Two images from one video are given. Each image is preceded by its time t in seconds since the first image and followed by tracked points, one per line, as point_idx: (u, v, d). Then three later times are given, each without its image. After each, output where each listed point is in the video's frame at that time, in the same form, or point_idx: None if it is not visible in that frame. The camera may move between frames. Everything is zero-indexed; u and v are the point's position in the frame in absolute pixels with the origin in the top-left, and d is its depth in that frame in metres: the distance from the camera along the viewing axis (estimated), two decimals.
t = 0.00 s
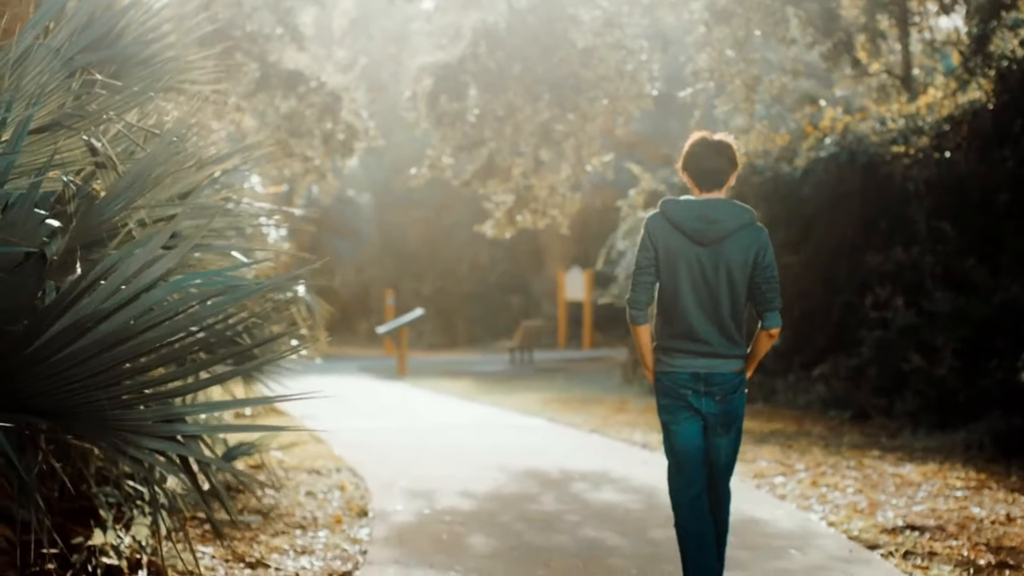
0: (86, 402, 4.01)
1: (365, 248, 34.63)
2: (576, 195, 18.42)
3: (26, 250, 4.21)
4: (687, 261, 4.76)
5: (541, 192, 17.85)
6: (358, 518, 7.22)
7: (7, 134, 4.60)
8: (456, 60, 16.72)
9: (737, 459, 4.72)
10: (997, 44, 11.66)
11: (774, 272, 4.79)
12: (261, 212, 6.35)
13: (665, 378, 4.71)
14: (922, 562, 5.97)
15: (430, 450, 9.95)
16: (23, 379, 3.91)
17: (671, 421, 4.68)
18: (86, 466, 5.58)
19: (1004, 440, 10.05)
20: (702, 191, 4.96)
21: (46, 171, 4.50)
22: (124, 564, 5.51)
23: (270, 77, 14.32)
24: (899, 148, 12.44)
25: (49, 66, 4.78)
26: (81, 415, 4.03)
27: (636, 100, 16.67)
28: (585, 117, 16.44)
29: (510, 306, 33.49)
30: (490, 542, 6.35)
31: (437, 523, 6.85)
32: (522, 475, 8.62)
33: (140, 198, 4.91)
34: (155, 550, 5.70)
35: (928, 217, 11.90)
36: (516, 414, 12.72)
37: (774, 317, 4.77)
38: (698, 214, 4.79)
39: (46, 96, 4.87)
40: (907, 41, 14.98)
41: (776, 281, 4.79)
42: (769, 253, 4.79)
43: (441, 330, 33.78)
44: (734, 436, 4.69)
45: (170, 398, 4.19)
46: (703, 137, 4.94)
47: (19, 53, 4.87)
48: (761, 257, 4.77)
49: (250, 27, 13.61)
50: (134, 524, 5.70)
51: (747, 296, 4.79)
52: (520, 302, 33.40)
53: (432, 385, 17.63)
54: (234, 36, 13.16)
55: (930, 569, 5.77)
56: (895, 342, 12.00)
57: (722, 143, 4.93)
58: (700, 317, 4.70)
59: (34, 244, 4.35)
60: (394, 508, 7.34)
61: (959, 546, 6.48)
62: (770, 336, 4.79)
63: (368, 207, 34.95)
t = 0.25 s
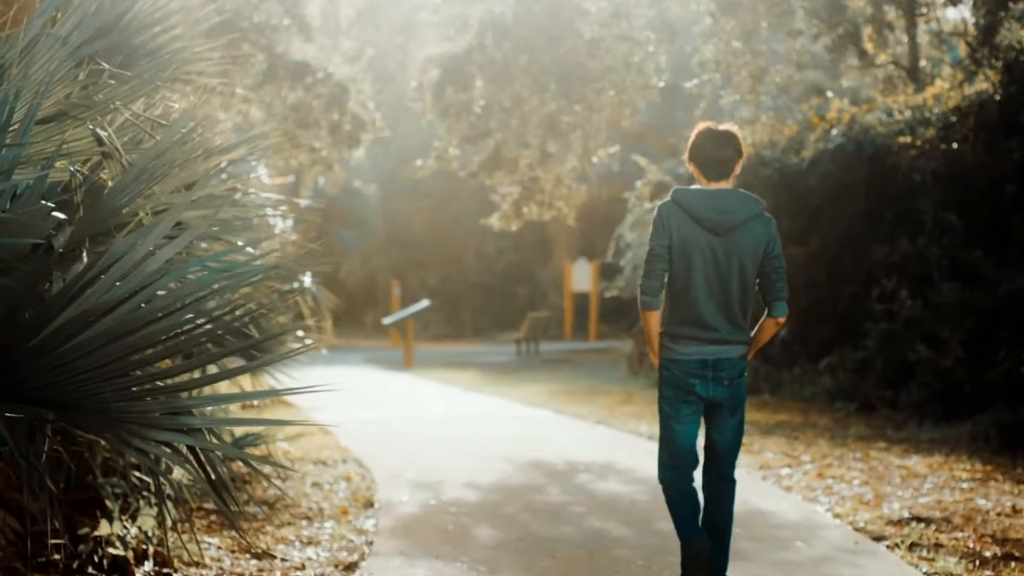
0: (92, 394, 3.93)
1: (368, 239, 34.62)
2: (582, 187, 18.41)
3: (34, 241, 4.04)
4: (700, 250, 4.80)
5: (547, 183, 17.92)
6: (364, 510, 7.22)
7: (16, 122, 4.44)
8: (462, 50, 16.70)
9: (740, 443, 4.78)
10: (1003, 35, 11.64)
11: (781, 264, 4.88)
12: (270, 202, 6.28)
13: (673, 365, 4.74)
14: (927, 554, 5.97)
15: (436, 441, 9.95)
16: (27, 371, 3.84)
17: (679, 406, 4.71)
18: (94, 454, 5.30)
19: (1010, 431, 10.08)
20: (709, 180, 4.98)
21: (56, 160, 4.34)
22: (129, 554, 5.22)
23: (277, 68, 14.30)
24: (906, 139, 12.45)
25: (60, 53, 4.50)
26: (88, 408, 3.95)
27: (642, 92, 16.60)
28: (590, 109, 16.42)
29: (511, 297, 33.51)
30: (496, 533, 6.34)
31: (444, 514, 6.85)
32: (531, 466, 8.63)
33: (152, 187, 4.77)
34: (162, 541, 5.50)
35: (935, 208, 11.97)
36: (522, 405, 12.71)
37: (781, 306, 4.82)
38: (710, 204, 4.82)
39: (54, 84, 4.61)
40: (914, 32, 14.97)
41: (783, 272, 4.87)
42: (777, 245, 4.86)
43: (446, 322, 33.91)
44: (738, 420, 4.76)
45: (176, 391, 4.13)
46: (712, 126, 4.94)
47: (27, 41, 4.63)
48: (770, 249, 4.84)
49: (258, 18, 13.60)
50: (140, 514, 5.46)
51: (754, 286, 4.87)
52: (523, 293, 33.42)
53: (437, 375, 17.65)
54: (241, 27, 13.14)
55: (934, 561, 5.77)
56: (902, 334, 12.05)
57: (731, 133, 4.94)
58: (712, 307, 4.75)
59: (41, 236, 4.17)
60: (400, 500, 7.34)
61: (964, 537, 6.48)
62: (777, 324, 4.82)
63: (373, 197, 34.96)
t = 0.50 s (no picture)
0: (91, 397, 3.94)
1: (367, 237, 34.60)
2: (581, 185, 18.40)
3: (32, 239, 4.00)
4: (701, 240, 4.79)
5: (547, 183, 17.85)
6: (364, 508, 7.22)
7: (14, 122, 4.43)
8: (463, 49, 16.68)
9: (739, 430, 4.77)
10: (1004, 33, 11.54)
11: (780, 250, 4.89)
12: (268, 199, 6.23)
13: (673, 352, 4.75)
14: (926, 552, 5.97)
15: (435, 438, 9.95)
16: (25, 372, 3.85)
17: (677, 394, 4.73)
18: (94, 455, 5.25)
19: (1009, 430, 10.09)
20: (704, 170, 4.97)
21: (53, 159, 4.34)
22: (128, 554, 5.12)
23: (277, 67, 14.29)
24: (906, 138, 12.46)
25: (58, 50, 4.50)
26: (87, 409, 3.97)
27: (641, 91, 16.70)
28: (591, 108, 16.39)
29: (511, 296, 33.51)
30: (496, 532, 6.35)
31: (443, 513, 6.85)
32: (530, 464, 8.64)
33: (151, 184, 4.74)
34: (161, 539, 5.50)
35: (934, 207, 12.11)
36: (521, 403, 12.70)
37: (782, 292, 4.85)
38: (709, 194, 4.82)
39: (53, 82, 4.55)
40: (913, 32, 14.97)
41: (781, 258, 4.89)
42: (774, 231, 4.88)
43: (446, 320, 33.94)
44: (737, 407, 4.75)
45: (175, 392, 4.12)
46: (703, 117, 4.94)
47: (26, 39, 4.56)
48: (768, 236, 4.86)
49: (259, 16, 13.57)
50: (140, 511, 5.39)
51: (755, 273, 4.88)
52: (523, 291, 33.43)
53: (437, 374, 17.63)
54: (241, 26, 13.12)
55: (933, 559, 5.77)
56: (901, 331, 12.07)
57: (724, 123, 4.94)
58: (714, 295, 4.75)
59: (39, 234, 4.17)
60: (400, 498, 7.35)
61: (964, 536, 6.48)
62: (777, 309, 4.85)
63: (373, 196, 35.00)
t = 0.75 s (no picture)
0: (88, 403, 3.94)
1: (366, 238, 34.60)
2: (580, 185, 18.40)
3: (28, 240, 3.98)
4: (696, 238, 4.85)
5: (546, 183, 17.87)
6: (362, 509, 7.23)
7: (10, 122, 4.43)
8: (461, 50, 16.60)
9: (737, 423, 4.82)
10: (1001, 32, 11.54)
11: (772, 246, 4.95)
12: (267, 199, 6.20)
13: (669, 348, 4.82)
14: (925, 551, 5.98)
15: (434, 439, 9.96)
16: (22, 377, 3.86)
17: (672, 389, 4.80)
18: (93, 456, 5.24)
19: (1007, 429, 10.11)
20: (695, 171, 5.02)
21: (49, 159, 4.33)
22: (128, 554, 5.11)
23: (275, 68, 14.30)
24: (904, 138, 12.47)
25: (55, 51, 4.47)
26: (84, 415, 3.97)
27: (641, 91, 16.73)
28: (589, 108, 16.39)
29: (510, 296, 33.51)
30: (496, 532, 6.35)
31: (442, 513, 6.85)
32: (529, 464, 8.64)
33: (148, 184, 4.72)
34: (160, 540, 5.49)
35: (933, 207, 12.13)
36: (520, 403, 12.71)
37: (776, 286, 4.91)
38: (701, 194, 4.87)
39: (50, 84, 4.52)
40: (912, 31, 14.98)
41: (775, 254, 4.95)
42: (766, 227, 4.94)
43: (444, 320, 33.93)
44: (734, 400, 4.80)
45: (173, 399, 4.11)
46: (692, 120, 4.99)
47: (21, 41, 4.53)
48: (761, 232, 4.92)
49: (257, 17, 13.57)
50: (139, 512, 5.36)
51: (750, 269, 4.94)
52: (522, 291, 33.42)
53: (436, 374, 17.63)
54: (240, 28, 13.13)
55: (932, 558, 5.78)
56: (899, 331, 12.10)
57: (712, 124, 4.99)
58: (710, 292, 4.81)
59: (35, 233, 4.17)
60: (399, 498, 7.36)
61: (962, 535, 6.49)
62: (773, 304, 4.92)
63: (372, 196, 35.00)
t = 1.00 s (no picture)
0: (85, 403, 3.93)
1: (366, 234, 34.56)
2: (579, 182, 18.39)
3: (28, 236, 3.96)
4: (688, 246, 4.96)
5: (547, 180, 17.70)
6: (362, 505, 7.23)
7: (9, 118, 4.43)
8: (461, 47, 16.41)
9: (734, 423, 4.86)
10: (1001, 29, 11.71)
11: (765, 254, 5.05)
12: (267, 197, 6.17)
13: (665, 353, 4.91)
14: (925, 547, 5.99)
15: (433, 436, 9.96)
16: (21, 377, 3.85)
17: (671, 394, 4.89)
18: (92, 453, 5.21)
19: (1006, 424, 10.12)
20: (688, 183, 5.14)
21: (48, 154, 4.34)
22: (129, 550, 5.12)
23: (275, 65, 14.28)
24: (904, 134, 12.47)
25: (56, 46, 4.49)
26: (82, 415, 3.96)
27: (641, 88, 16.66)
28: (589, 105, 16.36)
29: (509, 292, 33.50)
30: (497, 527, 6.35)
31: (442, 509, 6.85)
32: (530, 460, 8.65)
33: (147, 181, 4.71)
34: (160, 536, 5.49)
35: (932, 202, 12.16)
36: (520, 400, 12.70)
37: (769, 293, 4.99)
38: (693, 203, 5.00)
39: (49, 79, 4.52)
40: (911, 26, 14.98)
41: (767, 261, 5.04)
42: (758, 236, 5.04)
43: (444, 317, 33.91)
44: (730, 402, 4.85)
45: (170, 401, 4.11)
46: (684, 133, 5.14)
47: (19, 36, 4.53)
48: (753, 240, 5.01)
49: (257, 13, 13.55)
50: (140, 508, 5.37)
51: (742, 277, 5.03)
52: (522, 288, 33.40)
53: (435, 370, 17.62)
54: (239, 24, 13.10)
55: (933, 555, 5.78)
56: (899, 327, 12.16)
57: (704, 138, 5.14)
58: (703, 298, 4.90)
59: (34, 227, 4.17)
60: (399, 494, 7.36)
61: (963, 531, 6.49)
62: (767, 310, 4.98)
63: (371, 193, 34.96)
